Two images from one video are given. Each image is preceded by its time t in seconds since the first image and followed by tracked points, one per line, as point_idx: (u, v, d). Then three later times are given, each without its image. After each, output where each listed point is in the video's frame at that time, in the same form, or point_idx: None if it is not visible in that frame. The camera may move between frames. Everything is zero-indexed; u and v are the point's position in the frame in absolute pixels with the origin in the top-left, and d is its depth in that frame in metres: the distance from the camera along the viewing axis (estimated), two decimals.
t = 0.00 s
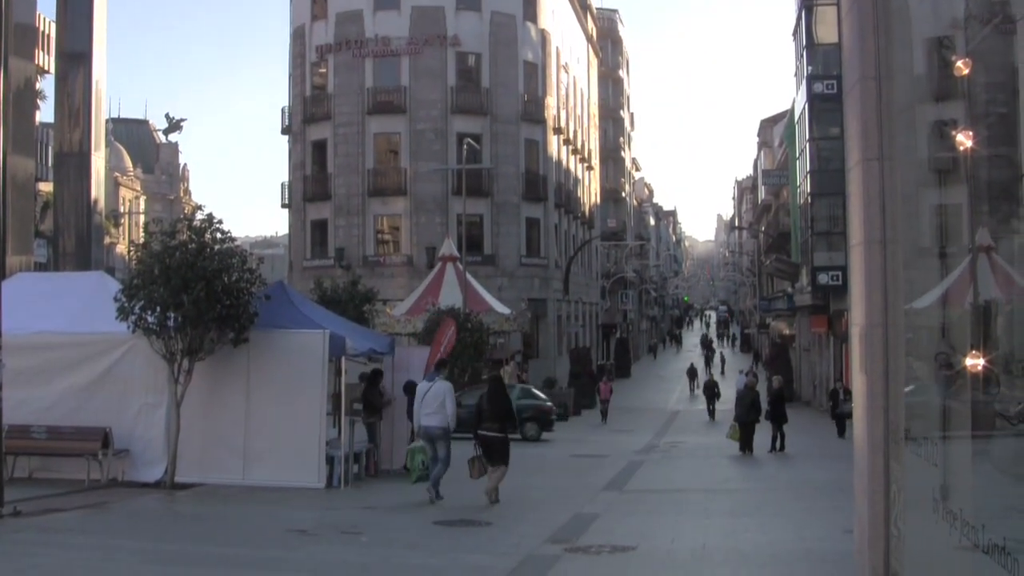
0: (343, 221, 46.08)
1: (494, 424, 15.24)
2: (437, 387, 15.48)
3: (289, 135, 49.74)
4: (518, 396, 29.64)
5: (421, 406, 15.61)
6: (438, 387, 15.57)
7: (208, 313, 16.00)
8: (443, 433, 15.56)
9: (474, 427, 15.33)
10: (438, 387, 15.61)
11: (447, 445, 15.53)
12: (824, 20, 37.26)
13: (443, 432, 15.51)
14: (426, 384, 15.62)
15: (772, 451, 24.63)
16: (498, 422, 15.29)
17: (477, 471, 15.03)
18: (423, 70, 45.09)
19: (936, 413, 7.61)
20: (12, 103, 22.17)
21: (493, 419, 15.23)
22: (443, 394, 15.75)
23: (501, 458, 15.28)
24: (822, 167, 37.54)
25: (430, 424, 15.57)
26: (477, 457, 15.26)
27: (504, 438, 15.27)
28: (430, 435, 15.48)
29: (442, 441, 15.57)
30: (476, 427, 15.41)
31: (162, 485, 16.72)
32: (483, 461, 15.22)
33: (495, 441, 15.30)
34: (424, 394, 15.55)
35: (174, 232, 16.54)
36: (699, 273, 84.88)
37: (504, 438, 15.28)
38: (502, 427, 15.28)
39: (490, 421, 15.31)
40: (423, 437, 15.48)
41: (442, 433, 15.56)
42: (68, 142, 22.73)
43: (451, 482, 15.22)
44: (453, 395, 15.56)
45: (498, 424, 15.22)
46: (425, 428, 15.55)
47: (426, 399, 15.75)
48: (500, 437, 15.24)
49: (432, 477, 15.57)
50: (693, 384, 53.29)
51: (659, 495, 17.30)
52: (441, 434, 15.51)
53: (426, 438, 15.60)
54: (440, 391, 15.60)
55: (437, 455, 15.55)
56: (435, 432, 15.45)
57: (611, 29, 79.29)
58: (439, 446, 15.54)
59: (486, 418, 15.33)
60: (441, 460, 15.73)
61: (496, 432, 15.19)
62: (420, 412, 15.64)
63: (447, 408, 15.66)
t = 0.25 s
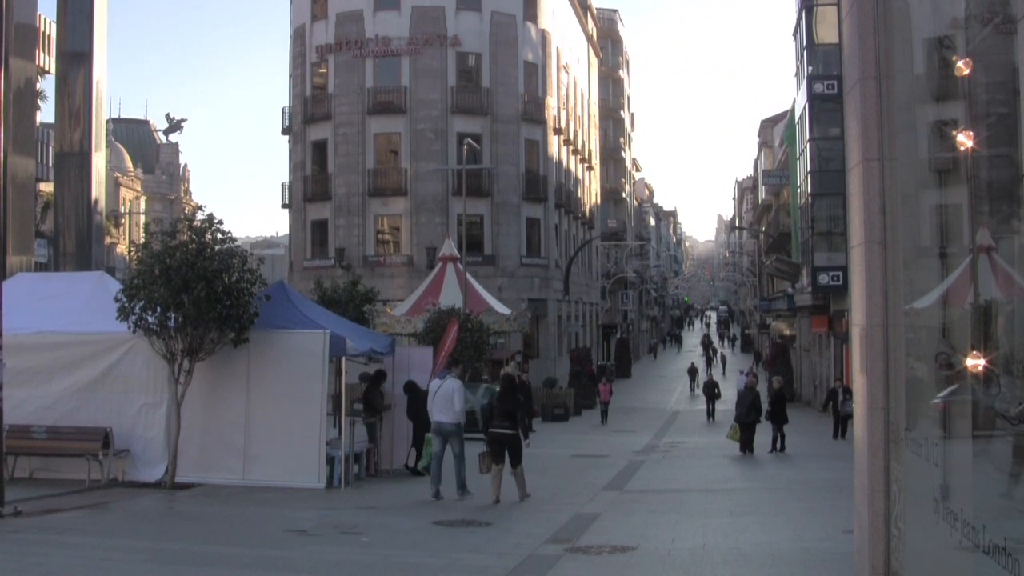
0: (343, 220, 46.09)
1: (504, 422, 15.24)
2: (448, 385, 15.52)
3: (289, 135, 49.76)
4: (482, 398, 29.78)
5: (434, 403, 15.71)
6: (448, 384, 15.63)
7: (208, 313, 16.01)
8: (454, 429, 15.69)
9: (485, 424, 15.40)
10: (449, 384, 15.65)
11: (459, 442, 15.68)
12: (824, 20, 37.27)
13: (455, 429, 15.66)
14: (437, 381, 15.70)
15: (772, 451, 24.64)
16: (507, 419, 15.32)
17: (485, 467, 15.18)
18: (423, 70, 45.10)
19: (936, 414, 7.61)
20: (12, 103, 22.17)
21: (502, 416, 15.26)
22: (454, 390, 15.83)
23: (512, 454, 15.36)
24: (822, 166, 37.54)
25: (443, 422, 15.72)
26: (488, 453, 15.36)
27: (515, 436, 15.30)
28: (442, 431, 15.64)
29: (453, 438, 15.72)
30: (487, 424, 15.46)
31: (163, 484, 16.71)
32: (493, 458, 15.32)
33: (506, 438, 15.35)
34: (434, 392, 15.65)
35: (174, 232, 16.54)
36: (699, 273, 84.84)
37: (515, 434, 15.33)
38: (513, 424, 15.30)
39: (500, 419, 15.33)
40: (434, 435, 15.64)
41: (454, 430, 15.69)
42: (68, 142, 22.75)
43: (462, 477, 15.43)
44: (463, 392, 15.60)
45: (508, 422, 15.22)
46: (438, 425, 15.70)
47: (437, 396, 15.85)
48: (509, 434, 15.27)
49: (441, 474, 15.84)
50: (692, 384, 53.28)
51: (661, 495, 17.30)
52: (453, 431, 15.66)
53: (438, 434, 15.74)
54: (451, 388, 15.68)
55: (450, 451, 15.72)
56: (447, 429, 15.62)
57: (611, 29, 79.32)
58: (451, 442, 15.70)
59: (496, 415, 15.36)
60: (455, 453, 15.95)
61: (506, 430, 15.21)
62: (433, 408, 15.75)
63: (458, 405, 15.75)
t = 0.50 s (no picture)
0: (344, 221, 46.10)
1: (518, 423, 15.47)
2: (465, 388, 15.80)
3: (290, 136, 49.77)
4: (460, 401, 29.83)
5: (449, 407, 15.93)
6: (464, 389, 15.91)
7: (209, 314, 16.01)
8: (468, 431, 15.93)
9: (499, 425, 15.60)
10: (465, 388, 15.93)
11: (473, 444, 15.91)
12: (825, 20, 37.27)
13: (470, 431, 15.91)
14: (453, 385, 16.00)
15: (773, 452, 24.64)
16: (522, 420, 15.57)
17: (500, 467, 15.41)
18: (424, 71, 45.11)
19: (938, 414, 7.61)
20: (14, 105, 22.19)
21: (518, 418, 15.49)
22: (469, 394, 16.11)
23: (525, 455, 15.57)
24: (824, 167, 37.56)
25: (457, 424, 15.96)
26: (502, 453, 15.60)
27: (530, 436, 15.52)
28: (457, 434, 15.87)
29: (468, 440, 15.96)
30: (500, 425, 15.67)
31: (164, 486, 16.72)
32: (508, 458, 15.55)
33: (520, 439, 15.58)
34: (450, 395, 15.94)
35: (175, 233, 16.53)
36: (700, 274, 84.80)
37: (529, 435, 15.56)
38: (527, 424, 15.53)
39: (514, 420, 15.56)
40: (448, 437, 15.88)
41: (467, 432, 15.93)
42: (70, 144, 22.77)
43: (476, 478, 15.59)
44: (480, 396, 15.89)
45: (523, 422, 15.47)
46: (452, 428, 15.90)
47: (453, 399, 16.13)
48: (524, 435, 15.51)
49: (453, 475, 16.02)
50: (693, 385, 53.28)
51: (662, 496, 17.33)
52: (468, 434, 15.90)
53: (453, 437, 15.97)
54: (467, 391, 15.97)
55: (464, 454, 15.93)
56: (461, 431, 15.84)
57: (612, 30, 79.36)
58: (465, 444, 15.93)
59: (511, 416, 15.57)
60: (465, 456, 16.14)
61: (522, 431, 15.45)
62: (447, 412, 15.97)
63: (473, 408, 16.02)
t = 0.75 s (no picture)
0: (346, 222, 46.12)
1: (529, 422, 15.57)
2: (479, 385, 16.33)
3: (292, 136, 49.81)
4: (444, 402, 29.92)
5: (461, 403, 16.42)
6: (479, 387, 16.44)
7: (211, 315, 16.03)
8: (479, 428, 16.30)
9: (510, 424, 15.70)
10: (479, 386, 16.44)
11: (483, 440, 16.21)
12: (827, 21, 37.26)
13: (480, 428, 16.29)
14: (467, 383, 16.48)
15: (775, 452, 24.63)
16: (533, 419, 15.67)
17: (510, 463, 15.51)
18: (426, 71, 45.12)
19: (940, 415, 7.60)
20: (16, 105, 22.23)
21: (529, 417, 15.58)
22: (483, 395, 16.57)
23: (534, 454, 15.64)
24: (826, 168, 37.56)
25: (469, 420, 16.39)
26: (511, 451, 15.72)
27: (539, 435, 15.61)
28: (467, 430, 16.26)
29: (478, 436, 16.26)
30: (511, 424, 15.76)
31: (166, 486, 16.73)
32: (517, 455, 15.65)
33: (529, 438, 15.65)
34: (464, 392, 16.43)
35: (178, 233, 16.54)
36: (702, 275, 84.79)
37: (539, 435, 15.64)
38: (537, 423, 15.62)
39: (525, 419, 15.63)
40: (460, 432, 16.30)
41: (478, 429, 16.30)
42: (72, 144, 22.80)
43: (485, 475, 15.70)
44: (493, 394, 16.38)
45: (534, 421, 15.57)
46: (464, 423, 16.34)
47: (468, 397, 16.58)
48: (534, 435, 15.59)
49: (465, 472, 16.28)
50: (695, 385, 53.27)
51: (664, 496, 17.34)
52: (478, 430, 16.27)
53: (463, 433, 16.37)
54: (480, 389, 16.39)
55: (473, 450, 16.19)
56: (472, 427, 16.25)
57: (614, 30, 79.41)
58: (474, 441, 16.25)
59: (522, 415, 15.66)
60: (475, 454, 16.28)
61: (532, 430, 15.53)
62: (460, 408, 16.44)
63: (487, 404, 16.44)
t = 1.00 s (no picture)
0: (349, 223, 46.14)
1: (538, 423, 15.95)
2: (488, 389, 16.55)
3: (295, 137, 49.85)
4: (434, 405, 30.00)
5: (472, 408, 16.61)
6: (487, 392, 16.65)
7: (213, 315, 16.02)
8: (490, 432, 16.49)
9: (519, 427, 16.08)
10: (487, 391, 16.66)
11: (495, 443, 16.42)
12: (829, 22, 37.25)
13: (491, 432, 16.49)
14: (476, 388, 16.67)
15: (777, 454, 24.61)
16: (541, 422, 16.04)
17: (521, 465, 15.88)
18: (429, 72, 45.15)
19: (943, 415, 7.58)
20: (18, 107, 22.27)
21: (538, 419, 15.94)
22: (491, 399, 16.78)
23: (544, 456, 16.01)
24: (828, 169, 37.55)
25: (480, 424, 16.61)
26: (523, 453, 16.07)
27: (549, 436, 15.98)
28: (479, 433, 16.43)
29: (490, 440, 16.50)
30: (521, 427, 16.13)
31: (168, 487, 16.75)
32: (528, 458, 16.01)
33: (539, 440, 16.02)
34: (473, 397, 16.65)
35: (180, 235, 16.52)
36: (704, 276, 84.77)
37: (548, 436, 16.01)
38: (546, 425, 16.00)
39: (534, 421, 16.04)
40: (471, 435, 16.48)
41: (489, 432, 16.49)
42: (74, 145, 22.83)
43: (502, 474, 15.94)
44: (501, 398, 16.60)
45: (543, 423, 15.95)
46: (474, 428, 16.51)
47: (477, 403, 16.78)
48: (543, 436, 15.96)
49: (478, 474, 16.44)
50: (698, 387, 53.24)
51: (667, 497, 17.33)
52: (490, 433, 16.45)
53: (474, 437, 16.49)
54: (488, 393, 16.60)
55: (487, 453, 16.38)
56: (484, 430, 16.43)
57: (616, 31, 79.46)
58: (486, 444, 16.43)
59: (530, 418, 16.05)
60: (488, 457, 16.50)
61: (541, 431, 15.91)
62: (471, 413, 16.62)
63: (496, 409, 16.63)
